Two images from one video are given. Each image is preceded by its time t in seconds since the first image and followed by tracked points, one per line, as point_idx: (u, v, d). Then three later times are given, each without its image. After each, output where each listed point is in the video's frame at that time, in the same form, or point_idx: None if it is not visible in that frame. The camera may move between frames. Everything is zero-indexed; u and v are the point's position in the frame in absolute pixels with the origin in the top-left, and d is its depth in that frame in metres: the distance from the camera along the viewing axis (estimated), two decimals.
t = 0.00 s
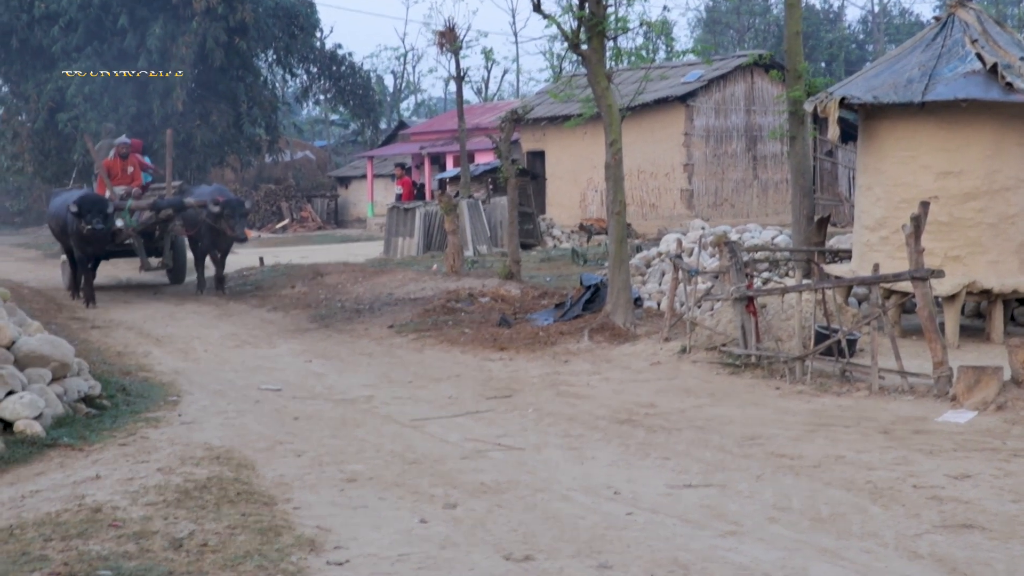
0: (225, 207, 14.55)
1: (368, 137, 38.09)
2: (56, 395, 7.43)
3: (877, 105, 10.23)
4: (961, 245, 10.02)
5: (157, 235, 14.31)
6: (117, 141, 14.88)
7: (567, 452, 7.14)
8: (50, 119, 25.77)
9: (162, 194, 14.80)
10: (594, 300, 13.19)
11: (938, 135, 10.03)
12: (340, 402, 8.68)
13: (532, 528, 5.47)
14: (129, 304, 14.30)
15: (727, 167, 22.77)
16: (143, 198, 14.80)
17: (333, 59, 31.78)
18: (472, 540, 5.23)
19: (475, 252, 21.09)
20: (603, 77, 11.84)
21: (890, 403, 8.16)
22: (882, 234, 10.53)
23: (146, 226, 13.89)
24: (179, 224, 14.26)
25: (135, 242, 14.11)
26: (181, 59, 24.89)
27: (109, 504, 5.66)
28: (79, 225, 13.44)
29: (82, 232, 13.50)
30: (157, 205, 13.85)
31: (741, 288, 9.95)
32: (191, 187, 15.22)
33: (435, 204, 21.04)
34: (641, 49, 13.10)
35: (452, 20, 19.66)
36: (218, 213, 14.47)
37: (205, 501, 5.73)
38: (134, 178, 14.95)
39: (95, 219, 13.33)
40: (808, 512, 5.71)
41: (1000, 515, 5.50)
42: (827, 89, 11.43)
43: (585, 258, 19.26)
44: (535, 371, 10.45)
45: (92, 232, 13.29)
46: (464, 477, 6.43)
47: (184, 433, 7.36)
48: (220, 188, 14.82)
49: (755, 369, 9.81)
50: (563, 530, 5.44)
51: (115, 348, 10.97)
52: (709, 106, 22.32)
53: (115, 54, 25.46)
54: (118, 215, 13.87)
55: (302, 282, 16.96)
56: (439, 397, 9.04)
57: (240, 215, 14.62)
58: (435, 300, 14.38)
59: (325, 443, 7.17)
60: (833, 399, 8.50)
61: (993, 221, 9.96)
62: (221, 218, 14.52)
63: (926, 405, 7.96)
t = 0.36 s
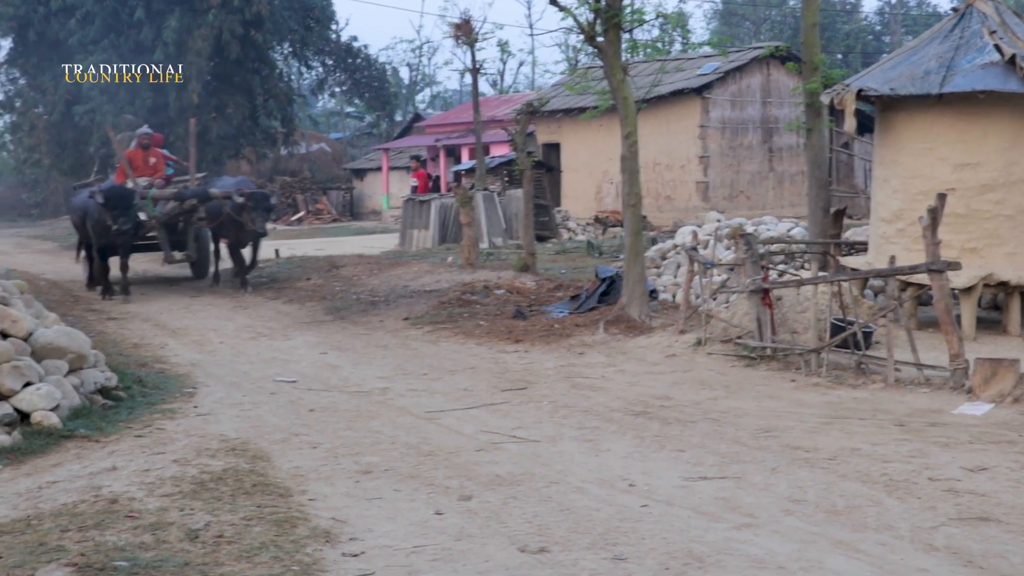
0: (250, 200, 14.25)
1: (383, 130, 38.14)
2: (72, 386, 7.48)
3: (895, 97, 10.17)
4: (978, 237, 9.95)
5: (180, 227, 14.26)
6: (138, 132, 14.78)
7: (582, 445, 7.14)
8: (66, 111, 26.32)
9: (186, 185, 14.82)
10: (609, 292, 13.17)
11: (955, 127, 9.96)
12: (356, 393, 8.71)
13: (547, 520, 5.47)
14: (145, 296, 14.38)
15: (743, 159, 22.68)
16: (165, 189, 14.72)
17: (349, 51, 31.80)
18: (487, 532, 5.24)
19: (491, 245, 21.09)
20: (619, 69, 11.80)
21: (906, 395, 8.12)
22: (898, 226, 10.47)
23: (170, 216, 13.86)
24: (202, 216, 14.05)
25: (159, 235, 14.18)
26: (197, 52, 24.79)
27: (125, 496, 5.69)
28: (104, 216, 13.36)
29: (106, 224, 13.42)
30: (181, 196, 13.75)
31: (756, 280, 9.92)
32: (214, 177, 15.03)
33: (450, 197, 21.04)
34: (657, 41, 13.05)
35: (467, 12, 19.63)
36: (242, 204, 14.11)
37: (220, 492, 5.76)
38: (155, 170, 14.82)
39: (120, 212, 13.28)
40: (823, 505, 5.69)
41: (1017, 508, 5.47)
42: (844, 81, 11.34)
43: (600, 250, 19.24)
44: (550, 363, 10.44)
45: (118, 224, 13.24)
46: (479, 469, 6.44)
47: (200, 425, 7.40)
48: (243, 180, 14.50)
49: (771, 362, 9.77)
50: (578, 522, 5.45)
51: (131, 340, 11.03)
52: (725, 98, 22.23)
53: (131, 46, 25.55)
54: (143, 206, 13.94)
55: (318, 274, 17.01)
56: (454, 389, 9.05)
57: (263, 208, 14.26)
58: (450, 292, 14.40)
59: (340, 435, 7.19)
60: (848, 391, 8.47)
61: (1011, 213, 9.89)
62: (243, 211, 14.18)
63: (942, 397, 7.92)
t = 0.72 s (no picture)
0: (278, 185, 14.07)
1: (401, 122, 38.18)
2: (89, 378, 7.53)
3: (913, 89, 10.09)
4: (997, 230, 9.87)
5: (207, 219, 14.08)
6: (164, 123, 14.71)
7: (597, 437, 7.14)
8: (85, 104, 26.52)
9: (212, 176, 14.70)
10: (626, 285, 13.14)
11: (974, 119, 9.88)
12: (372, 386, 8.74)
13: (561, 512, 5.48)
14: (162, 288, 14.46)
15: (761, 152, 22.58)
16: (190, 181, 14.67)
17: (366, 44, 31.81)
18: (502, 525, 5.25)
19: (508, 237, 21.08)
20: (637, 61, 11.74)
21: (923, 388, 8.08)
22: (917, 219, 10.40)
23: (196, 207, 13.72)
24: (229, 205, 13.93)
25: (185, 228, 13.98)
26: (214, 45, 24.62)
27: (142, 487, 5.73)
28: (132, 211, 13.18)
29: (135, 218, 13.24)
30: (208, 185, 13.61)
31: (773, 273, 9.88)
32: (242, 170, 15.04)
33: (467, 189, 21.05)
34: (675, 33, 13.01)
35: (484, 5, 19.60)
36: (270, 191, 14.02)
37: (236, 484, 5.80)
38: (181, 161, 14.76)
39: (151, 208, 13.12)
40: (839, 498, 5.67)
41: None
42: (862, 73, 11.26)
43: (617, 243, 19.21)
44: (566, 356, 10.44)
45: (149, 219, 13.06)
46: (494, 462, 6.44)
47: (216, 417, 7.44)
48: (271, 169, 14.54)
49: (787, 355, 9.73)
50: (594, 515, 5.45)
51: (148, 332, 11.10)
52: (743, 90, 22.12)
53: (149, 39, 25.67)
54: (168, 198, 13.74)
55: (335, 267, 17.06)
56: (470, 382, 9.07)
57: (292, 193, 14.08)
58: (466, 284, 14.42)
59: (356, 428, 7.22)
60: (865, 384, 8.43)
61: None
62: (273, 197, 14.10)
63: (960, 391, 7.87)
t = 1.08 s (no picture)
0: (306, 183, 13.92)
1: (419, 116, 38.23)
2: (106, 371, 7.58)
3: (930, 83, 10.02)
4: (1015, 224, 9.78)
5: (234, 215, 13.73)
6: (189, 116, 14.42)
7: (612, 432, 7.14)
8: (103, 98, 26.67)
9: (240, 171, 14.52)
10: (642, 279, 13.12)
11: (993, 113, 9.79)
12: (387, 380, 8.76)
13: (574, 507, 5.48)
14: (180, 282, 14.55)
15: (779, 146, 22.47)
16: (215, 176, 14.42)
17: (384, 37, 31.81)
18: (515, 519, 5.26)
19: (525, 232, 21.07)
20: (652, 55, 11.72)
21: (940, 384, 8.03)
22: (934, 213, 10.33)
23: (225, 204, 13.37)
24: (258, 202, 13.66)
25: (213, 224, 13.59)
26: (233, 39, 24.72)
27: (156, 480, 5.77)
28: (153, 204, 13.02)
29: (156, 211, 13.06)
30: (237, 182, 13.31)
31: (790, 268, 9.84)
32: (268, 163, 14.84)
33: (484, 183, 21.05)
34: (693, 27, 12.96)
35: None
36: (299, 190, 13.88)
37: (250, 477, 5.84)
38: (204, 156, 14.47)
39: (167, 196, 12.87)
40: (853, 494, 5.65)
41: None
42: (880, 67, 11.17)
43: (634, 237, 19.17)
44: (582, 350, 10.44)
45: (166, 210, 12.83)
46: (508, 456, 6.45)
47: (232, 410, 7.49)
48: (300, 163, 14.45)
49: (804, 350, 9.70)
50: (606, 510, 5.45)
51: (165, 325, 11.17)
52: (762, 84, 22.02)
53: (168, 33, 25.81)
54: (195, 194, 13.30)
55: (352, 261, 17.11)
56: (485, 376, 9.08)
57: (321, 192, 13.98)
58: (483, 279, 14.43)
59: (371, 421, 7.25)
60: (882, 379, 8.39)
61: None
62: (301, 196, 13.97)
63: (978, 386, 7.82)
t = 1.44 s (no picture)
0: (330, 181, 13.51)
1: (435, 111, 38.27)
2: (119, 366, 7.63)
3: (945, 79, 9.94)
4: None
5: (258, 212, 13.70)
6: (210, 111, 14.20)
7: (624, 429, 7.14)
8: (120, 93, 26.80)
9: (263, 167, 14.30)
10: (657, 276, 13.11)
11: (1008, 110, 9.71)
12: (400, 376, 8.78)
13: (585, 503, 5.49)
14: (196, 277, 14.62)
15: (796, 142, 22.38)
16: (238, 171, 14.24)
17: (400, 33, 31.82)
18: (525, 515, 5.27)
19: (540, 228, 21.08)
20: (666, 51, 11.68)
21: (955, 382, 7.99)
22: (950, 210, 10.28)
23: (247, 202, 13.27)
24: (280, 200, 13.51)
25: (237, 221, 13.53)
26: (249, 34, 24.76)
27: (168, 475, 5.81)
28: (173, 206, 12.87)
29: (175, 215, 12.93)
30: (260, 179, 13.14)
31: (804, 265, 9.82)
32: (292, 159, 14.53)
33: (500, 179, 21.07)
34: (709, 22, 12.93)
35: None
36: (323, 187, 13.49)
37: (262, 473, 5.87)
38: (228, 152, 14.28)
39: (187, 202, 12.69)
40: (865, 492, 5.63)
41: None
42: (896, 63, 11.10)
43: (650, 233, 19.15)
44: (596, 347, 10.44)
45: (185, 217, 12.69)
46: (520, 453, 6.47)
47: (245, 405, 7.53)
48: (323, 161, 14.08)
49: (818, 347, 9.67)
50: (617, 507, 5.45)
51: (181, 320, 11.24)
52: (779, 80, 21.93)
53: (185, 28, 25.78)
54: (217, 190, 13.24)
55: (367, 256, 17.15)
56: (498, 372, 9.09)
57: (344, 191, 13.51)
58: (498, 275, 14.45)
59: (383, 417, 7.27)
60: (896, 377, 8.36)
61: None
62: (325, 193, 13.56)
63: (993, 384, 7.78)
